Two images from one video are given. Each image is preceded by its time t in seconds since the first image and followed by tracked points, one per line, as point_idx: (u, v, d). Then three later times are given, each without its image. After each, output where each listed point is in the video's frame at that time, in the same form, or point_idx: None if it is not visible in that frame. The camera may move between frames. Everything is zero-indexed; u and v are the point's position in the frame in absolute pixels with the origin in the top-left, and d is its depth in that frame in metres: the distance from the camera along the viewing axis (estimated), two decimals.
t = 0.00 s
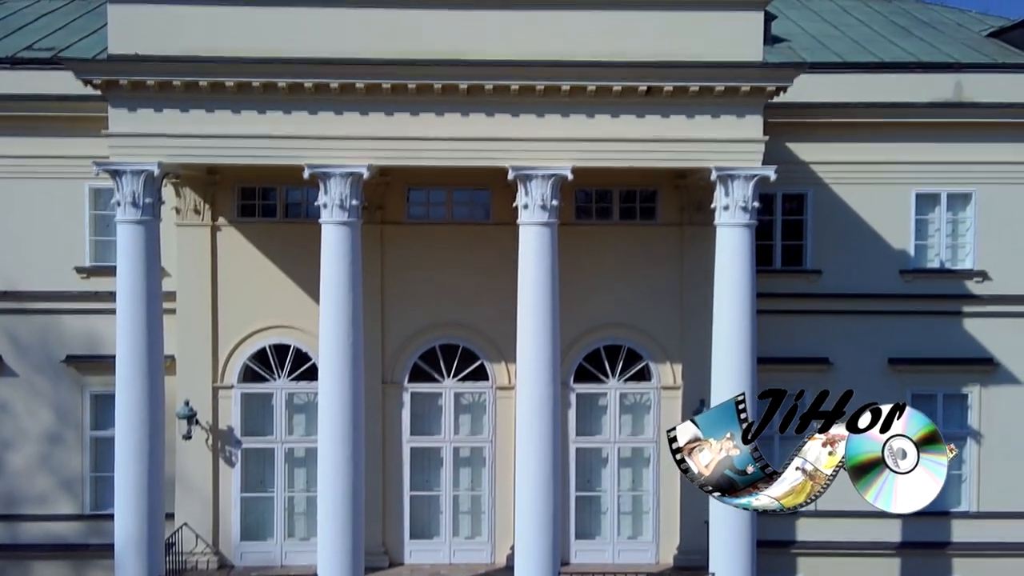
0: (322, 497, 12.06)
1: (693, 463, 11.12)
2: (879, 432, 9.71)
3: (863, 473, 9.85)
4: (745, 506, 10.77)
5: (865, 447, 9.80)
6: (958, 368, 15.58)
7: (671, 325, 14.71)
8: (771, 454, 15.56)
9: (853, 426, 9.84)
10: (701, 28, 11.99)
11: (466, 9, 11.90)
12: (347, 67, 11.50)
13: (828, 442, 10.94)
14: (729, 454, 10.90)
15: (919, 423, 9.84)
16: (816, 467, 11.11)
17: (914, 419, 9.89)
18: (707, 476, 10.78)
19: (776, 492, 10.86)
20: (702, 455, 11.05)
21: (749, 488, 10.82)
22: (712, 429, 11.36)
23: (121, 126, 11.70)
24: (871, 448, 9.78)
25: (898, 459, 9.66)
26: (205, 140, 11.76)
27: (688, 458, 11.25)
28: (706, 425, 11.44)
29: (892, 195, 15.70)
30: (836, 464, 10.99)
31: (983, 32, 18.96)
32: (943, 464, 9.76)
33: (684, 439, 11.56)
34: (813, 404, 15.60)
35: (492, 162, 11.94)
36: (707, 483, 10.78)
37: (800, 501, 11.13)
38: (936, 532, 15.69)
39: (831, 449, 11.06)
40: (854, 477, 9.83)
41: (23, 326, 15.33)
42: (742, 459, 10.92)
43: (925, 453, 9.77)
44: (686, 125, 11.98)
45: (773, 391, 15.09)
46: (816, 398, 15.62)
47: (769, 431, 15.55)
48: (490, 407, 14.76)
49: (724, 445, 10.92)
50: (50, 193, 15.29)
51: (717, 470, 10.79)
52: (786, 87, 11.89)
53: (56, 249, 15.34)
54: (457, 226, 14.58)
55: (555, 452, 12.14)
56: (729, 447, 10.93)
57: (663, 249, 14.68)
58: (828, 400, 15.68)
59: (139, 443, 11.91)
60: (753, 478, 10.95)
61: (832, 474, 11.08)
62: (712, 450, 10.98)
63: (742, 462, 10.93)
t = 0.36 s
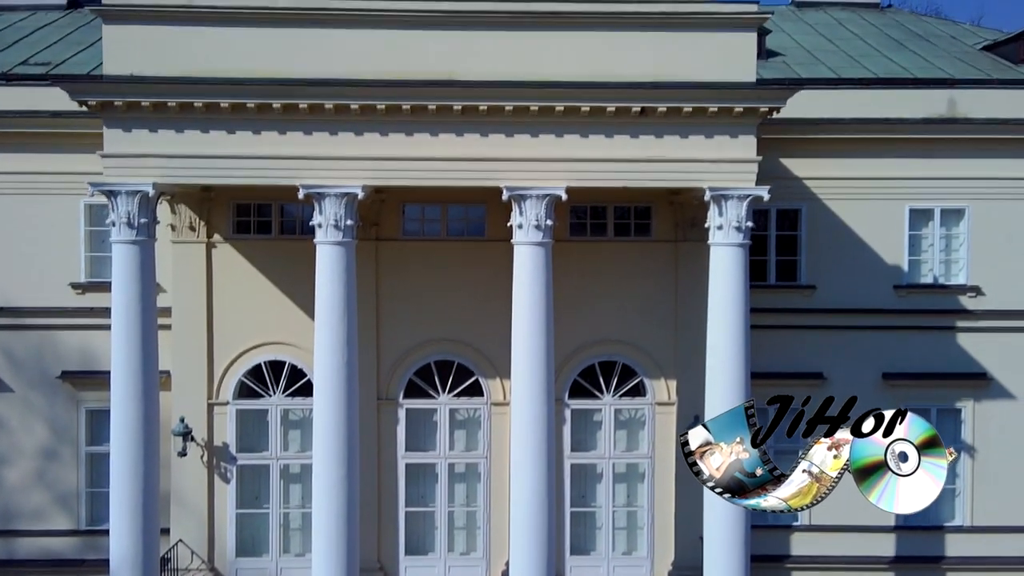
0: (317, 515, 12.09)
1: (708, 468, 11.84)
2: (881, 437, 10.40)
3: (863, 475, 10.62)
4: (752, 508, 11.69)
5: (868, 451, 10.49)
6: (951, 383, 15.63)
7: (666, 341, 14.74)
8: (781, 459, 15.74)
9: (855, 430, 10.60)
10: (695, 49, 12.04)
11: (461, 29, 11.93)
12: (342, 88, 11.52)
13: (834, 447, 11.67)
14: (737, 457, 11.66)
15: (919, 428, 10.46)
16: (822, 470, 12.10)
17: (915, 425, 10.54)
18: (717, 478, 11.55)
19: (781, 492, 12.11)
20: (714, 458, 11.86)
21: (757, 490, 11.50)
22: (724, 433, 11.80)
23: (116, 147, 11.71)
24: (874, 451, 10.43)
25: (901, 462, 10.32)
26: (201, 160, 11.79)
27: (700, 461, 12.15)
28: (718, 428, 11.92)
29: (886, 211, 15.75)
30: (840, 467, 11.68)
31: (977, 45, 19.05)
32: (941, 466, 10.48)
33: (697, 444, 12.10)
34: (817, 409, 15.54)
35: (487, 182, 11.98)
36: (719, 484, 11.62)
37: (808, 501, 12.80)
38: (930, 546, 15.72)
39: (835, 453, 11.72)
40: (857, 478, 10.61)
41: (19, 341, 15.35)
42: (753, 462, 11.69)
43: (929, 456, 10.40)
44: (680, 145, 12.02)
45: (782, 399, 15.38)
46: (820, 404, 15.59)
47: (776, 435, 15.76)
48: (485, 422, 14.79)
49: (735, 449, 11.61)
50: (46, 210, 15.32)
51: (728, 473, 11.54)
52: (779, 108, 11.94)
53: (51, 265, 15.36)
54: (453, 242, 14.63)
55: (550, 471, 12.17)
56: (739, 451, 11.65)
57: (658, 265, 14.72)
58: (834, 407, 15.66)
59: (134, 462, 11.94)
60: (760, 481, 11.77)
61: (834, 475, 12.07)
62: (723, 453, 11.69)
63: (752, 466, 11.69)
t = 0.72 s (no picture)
0: (311, 533, 12.08)
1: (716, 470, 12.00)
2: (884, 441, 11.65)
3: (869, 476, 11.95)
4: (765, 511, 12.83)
5: (871, 455, 11.69)
6: (946, 397, 15.67)
7: (661, 357, 14.76)
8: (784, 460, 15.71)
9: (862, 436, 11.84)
10: (689, 68, 12.07)
11: (456, 48, 11.96)
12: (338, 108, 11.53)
13: (837, 449, 13.09)
14: (747, 460, 11.97)
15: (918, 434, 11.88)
16: (827, 472, 13.24)
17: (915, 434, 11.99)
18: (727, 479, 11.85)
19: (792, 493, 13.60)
20: (723, 460, 12.11)
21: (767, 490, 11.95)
22: (735, 436, 11.98)
23: (111, 166, 11.71)
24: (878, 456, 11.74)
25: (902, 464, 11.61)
26: (196, 179, 11.79)
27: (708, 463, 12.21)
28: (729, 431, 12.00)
29: (880, 225, 15.79)
30: (844, 469, 13.04)
31: (972, 58, 19.11)
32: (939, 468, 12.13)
33: (706, 445, 12.14)
34: (823, 415, 15.59)
35: (482, 201, 12.00)
36: (728, 485, 11.89)
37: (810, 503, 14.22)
38: (925, 560, 15.74)
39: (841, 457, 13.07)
40: (861, 479, 11.98)
41: (14, 357, 15.35)
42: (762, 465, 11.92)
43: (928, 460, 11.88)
44: (675, 164, 12.05)
45: (789, 405, 15.61)
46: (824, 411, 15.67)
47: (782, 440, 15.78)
48: (480, 438, 14.80)
49: (743, 451, 11.94)
50: (41, 225, 15.33)
51: (737, 475, 11.86)
52: (773, 127, 11.97)
53: (46, 280, 15.35)
54: (448, 258, 14.66)
55: (545, 489, 12.17)
56: (747, 453, 11.97)
57: (653, 281, 14.74)
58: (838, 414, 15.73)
59: (128, 481, 11.93)
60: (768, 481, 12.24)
61: (838, 476, 13.26)
62: (734, 457, 12.03)
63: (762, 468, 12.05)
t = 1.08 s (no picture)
0: (306, 554, 12.06)
1: (726, 473, 11.87)
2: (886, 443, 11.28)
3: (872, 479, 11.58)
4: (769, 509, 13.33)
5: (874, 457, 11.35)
6: (941, 412, 15.68)
7: (657, 374, 14.77)
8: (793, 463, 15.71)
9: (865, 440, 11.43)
10: (685, 89, 12.09)
11: (450, 69, 11.97)
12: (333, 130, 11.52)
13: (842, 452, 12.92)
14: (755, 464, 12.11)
15: (922, 436, 11.36)
16: (831, 473, 12.91)
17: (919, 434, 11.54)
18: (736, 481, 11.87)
19: (798, 496, 13.47)
20: (732, 463, 11.95)
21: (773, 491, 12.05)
22: (744, 439, 12.13)
23: (106, 187, 11.71)
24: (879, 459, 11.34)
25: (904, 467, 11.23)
26: (191, 200, 11.79)
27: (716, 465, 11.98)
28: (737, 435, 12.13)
29: (875, 241, 15.81)
30: (847, 472, 12.59)
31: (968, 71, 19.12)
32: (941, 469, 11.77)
33: (718, 449, 11.96)
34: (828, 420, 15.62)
35: (477, 221, 12.00)
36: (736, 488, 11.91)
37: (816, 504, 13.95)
38: None
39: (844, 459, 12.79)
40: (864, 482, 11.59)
41: (9, 373, 15.34)
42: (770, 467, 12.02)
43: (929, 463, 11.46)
44: (670, 184, 12.05)
45: (795, 409, 15.54)
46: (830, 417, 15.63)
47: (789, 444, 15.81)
48: (476, 454, 14.81)
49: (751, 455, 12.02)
50: (36, 241, 15.31)
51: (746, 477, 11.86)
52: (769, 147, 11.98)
53: (41, 296, 15.33)
54: (444, 275, 14.65)
55: (540, 510, 12.15)
56: (755, 456, 12.05)
57: (648, 297, 14.75)
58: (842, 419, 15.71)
59: (122, 503, 11.92)
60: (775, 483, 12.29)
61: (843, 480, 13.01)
62: (742, 460, 12.01)
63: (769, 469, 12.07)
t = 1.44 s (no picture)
0: None
1: (736, 476, 12.06)
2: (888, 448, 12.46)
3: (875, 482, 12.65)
4: (775, 508, 13.96)
5: (877, 460, 12.51)
6: (938, 428, 15.68)
7: (654, 391, 14.76)
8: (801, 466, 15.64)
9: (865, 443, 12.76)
10: (681, 109, 12.09)
11: (447, 89, 11.96)
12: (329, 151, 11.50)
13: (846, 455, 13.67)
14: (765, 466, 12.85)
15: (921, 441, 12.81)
16: (836, 477, 13.89)
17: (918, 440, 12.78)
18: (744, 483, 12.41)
19: (805, 497, 14.27)
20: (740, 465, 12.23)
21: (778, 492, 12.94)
22: (752, 444, 12.88)
23: (101, 207, 11.68)
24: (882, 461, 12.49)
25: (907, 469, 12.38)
26: (187, 220, 11.78)
27: (726, 467, 12.07)
28: (745, 441, 12.85)
29: (872, 257, 15.81)
30: (851, 474, 13.81)
31: (964, 85, 19.12)
32: (939, 472, 13.32)
33: (727, 450, 12.11)
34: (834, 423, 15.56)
35: (473, 241, 11.98)
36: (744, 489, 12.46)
37: (822, 504, 14.70)
38: None
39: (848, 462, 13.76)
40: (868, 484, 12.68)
41: (4, 390, 15.32)
42: (775, 469, 13.02)
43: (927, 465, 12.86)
44: (666, 204, 12.06)
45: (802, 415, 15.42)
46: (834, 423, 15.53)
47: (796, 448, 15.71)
48: (472, 471, 14.80)
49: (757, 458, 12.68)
50: (31, 257, 15.29)
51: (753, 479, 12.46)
52: (765, 167, 11.98)
53: (37, 313, 15.31)
54: (440, 292, 14.65)
55: (536, 531, 12.12)
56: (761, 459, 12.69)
57: (645, 314, 14.72)
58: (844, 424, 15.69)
59: (118, 524, 11.88)
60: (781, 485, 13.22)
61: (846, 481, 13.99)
62: (751, 462, 12.47)
63: (774, 473, 13.04)
